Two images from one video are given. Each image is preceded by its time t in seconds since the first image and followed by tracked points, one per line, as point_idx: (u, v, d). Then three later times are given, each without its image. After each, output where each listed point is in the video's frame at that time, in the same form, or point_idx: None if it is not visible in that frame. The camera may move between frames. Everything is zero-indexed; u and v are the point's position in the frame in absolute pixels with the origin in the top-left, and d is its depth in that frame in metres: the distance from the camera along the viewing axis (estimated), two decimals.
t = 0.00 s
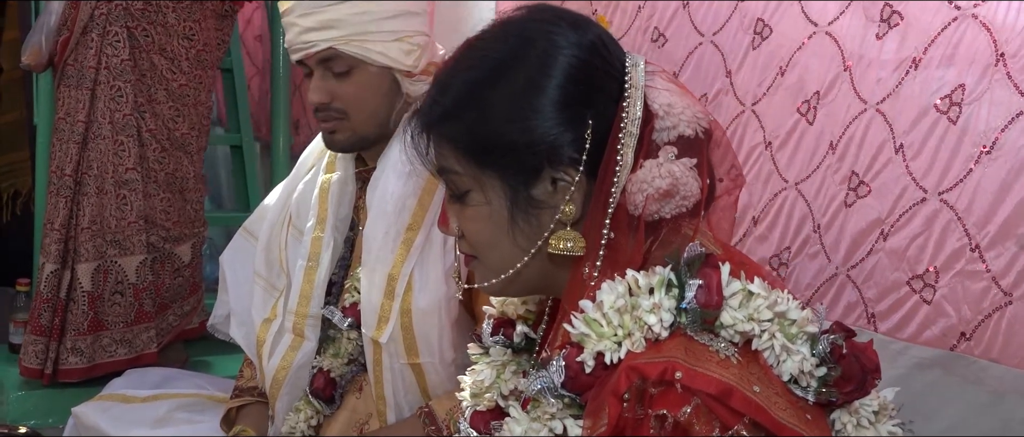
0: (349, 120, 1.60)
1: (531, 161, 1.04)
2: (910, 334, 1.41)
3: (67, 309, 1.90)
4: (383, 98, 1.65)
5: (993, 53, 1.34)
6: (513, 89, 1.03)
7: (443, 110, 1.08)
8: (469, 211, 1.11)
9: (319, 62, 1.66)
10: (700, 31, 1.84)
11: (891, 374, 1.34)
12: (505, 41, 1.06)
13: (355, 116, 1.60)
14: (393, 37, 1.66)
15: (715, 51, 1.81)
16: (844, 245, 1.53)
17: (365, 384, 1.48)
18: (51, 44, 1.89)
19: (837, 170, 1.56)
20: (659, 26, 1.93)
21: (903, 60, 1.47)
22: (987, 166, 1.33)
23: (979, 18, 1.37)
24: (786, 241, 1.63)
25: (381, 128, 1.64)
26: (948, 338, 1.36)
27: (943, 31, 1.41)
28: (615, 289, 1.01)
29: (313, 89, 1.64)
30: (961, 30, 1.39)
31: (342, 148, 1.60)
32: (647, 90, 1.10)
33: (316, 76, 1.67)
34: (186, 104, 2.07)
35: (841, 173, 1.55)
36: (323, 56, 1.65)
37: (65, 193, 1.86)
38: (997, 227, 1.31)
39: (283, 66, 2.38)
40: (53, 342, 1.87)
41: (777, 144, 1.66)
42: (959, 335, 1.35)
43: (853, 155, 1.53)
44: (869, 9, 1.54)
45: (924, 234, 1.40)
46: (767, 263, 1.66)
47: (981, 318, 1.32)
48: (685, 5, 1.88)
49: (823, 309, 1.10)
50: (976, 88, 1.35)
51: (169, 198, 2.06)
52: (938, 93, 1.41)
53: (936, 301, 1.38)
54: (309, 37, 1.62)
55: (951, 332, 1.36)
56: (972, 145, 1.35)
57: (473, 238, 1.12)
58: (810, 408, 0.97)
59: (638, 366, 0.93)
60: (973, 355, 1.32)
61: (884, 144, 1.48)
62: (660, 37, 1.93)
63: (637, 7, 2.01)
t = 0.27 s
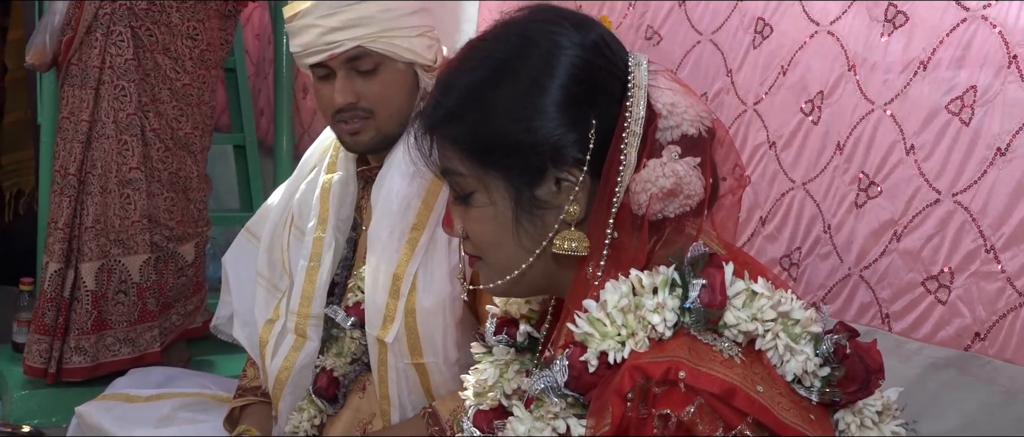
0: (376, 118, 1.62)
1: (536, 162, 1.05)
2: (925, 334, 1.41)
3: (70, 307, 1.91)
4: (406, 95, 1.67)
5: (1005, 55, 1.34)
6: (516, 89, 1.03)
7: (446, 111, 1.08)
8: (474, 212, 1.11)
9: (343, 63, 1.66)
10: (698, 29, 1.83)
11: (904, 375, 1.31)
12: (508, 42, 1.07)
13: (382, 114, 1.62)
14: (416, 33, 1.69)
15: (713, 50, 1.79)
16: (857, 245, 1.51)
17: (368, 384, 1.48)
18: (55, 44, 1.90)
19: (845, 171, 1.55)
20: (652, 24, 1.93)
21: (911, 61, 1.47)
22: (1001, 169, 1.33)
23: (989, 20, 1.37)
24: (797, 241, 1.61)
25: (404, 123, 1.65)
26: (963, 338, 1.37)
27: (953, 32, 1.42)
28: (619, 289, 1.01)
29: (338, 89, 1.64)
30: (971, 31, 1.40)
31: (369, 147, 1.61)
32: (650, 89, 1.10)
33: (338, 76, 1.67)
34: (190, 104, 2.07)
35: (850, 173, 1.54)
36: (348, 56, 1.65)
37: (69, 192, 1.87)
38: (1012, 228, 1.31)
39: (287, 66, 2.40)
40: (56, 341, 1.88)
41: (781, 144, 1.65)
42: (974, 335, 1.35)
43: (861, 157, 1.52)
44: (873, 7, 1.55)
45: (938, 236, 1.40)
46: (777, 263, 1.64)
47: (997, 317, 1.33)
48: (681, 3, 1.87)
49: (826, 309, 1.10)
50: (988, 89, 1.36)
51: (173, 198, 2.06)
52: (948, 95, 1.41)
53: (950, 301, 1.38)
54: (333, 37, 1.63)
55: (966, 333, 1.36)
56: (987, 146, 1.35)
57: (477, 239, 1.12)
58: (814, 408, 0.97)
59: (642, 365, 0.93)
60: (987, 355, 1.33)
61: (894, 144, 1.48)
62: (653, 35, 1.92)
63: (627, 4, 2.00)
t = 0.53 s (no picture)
0: (384, 116, 1.64)
1: (537, 162, 1.05)
2: (930, 335, 1.43)
3: (72, 307, 1.91)
4: (413, 93, 1.69)
5: (1011, 56, 1.39)
6: (517, 89, 1.03)
7: (447, 111, 1.08)
8: (475, 212, 1.11)
9: (350, 61, 1.66)
10: (676, 26, 1.83)
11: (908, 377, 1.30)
12: (508, 42, 1.07)
13: (390, 112, 1.64)
14: (421, 32, 1.69)
15: (692, 45, 1.80)
16: (859, 245, 1.54)
17: (370, 384, 1.48)
18: (57, 43, 1.90)
19: (846, 171, 1.57)
20: (629, 21, 1.91)
21: (914, 62, 1.50)
22: (1006, 169, 1.38)
23: (994, 22, 1.41)
24: (796, 241, 1.63)
25: (410, 121, 1.66)
26: (969, 338, 1.39)
27: (956, 34, 1.46)
28: (620, 290, 1.01)
29: (346, 86, 1.65)
30: (975, 32, 1.44)
31: (374, 145, 1.62)
32: (651, 89, 1.10)
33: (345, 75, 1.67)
34: (192, 104, 2.07)
35: (851, 174, 1.56)
36: (356, 54, 1.65)
37: (71, 192, 1.88)
38: (1017, 228, 1.36)
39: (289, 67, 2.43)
40: (58, 341, 1.88)
41: (772, 142, 1.66)
42: (980, 335, 1.38)
43: (864, 157, 1.55)
44: (872, 8, 1.57)
45: (942, 236, 1.44)
46: (775, 263, 1.65)
47: (1003, 317, 1.36)
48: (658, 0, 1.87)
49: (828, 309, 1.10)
50: (993, 91, 1.40)
51: (174, 198, 2.07)
52: (953, 95, 1.44)
53: (955, 301, 1.42)
54: (340, 36, 1.63)
55: (972, 334, 1.39)
56: (993, 146, 1.39)
57: (478, 239, 1.13)
58: (815, 409, 0.98)
59: (644, 366, 0.93)
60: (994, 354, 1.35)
61: (898, 145, 1.51)
62: (631, 31, 1.90)
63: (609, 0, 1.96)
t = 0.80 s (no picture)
0: (389, 116, 1.64)
1: (536, 165, 1.05)
2: (923, 337, 1.32)
3: (72, 310, 1.91)
4: (417, 92, 1.69)
5: (995, 54, 1.24)
6: (516, 92, 1.03)
7: (447, 114, 1.08)
8: (474, 215, 1.11)
9: (356, 61, 1.66)
10: (670, 27, 1.77)
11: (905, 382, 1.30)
12: (508, 45, 1.07)
13: (394, 112, 1.64)
14: (425, 32, 1.70)
15: (683, 47, 1.74)
16: (838, 248, 1.45)
17: (370, 386, 1.49)
18: (57, 46, 1.89)
19: (820, 170, 1.48)
20: (631, 22, 1.87)
21: (888, 57, 1.39)
22: (995, 170, 1.24)
23: (975, 18, 1.27)
24: (772, 242, 1.56)
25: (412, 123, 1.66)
26: (963, 340, 1.28)
27: (935, 30, 1.33)
28: (619, 293, 1.01)
29: (351, 86, 1.65)
30: (955, 29, 1.30)
31: (379, 145, 1.63)
32: (650, 93, 1.11)
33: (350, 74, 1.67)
34: (192, 106, 2.08)
35: (826, 173, 1.47)
36: (362, 54, 1.66)
37: (71, 194, 1.87)
38: (1009, 231, 1.22)
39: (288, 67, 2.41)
40: (58, 343, 1.88)
41: (749, 142, 1.60)
42: (974, 337, 1.26)
43: (837, 155, 1.45)
44: (843, 3, 1.47)
45: (928, 238, 1.32)
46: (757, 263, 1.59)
47: (997, 319, 1.23)
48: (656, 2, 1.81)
49: (827, 312, 1.10)
50: (976, 91, 1.26)
51: (174, 200, 2.07)
52: (933, 93, 1.32)
53: (947, 304, 1.29)
54: (347, 35, 1.63)
55: (968, 336, 1.27)
56: (979, 146, 1.26)
57: (477, 242, 1.13)
58: (814, 411, 0.98)
59: (643, 369, 0.94)
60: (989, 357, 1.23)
61: (873, 144, 1.40)
62: (632, 33, 1.86)
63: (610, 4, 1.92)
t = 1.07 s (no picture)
0: (390, 116, 1.64)
1: (536, 166, 1.05)
2: (904, 338, 1.32)
3: (73, 311, 1.91)
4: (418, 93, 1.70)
5: (973, 51, 1.25)
6: (516, 93, 1.04)
7: (446, 115, 1.08)
8: (474, 216, 1.11)
9: (357, 62, 1.66)
10: (676, 28, 1.73)
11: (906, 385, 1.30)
12: (508, 46, 1.07)
13: (396, 112, 1.65)
14: (425, 33, 1.71)
15: (690, 49, 1.70)
16: (830, 248, 1.44)
17: (370, 388, 1.50)
18: (58, 48, 1.85)
19: (818, 170, 1.47)
20: (634, 24, 1.82)
21: (882, 56, 1.37)
22: (974, 168, 1.24)
23: (959, 15, 1.27)
24: (773, 242, 1.54)
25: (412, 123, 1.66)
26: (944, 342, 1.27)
27: (923, 28, 1.32)
28: (619, 295, 1.01)
29: (353, 87, 1.65)
30: (940, 27, 1.30)
31: (381, 146, 1.63)
32: (650, 94, 1.11)
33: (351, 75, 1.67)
34: (192, 107, 2.08)
35: (822, 173, 1.46)
36: (363, 54, 1.66)
37: (72, 195, 1.87)
38: (987, 230, 1.22)
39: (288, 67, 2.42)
40: (59, 344, 1.88)
41: (759, 143, 1.56)
42: (955, 339, 1.26)
43: (835, 155, 1.44)
44: (845, 4, 1.44)
45: (910, 238, 1.32)
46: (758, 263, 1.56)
47: (977, 320, 1.23)
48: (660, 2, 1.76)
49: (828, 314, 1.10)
50: (957, 87, 1.26)
51: (176, 201, 2.08)
52: (918, 92, 1.32)
53: (926, 304, 1.29)
54: (348, 36, 1.64)
55: (948, 336, 1.26)
56: (958, 143, 1.26)
57: (477, 243, 1.13)
58: (815, 413, 0.97)
59: (643, 371, 0.94)
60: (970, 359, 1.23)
61: (865, 143, 1.39)
62: (635, 35, 1.82)
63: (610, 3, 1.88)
